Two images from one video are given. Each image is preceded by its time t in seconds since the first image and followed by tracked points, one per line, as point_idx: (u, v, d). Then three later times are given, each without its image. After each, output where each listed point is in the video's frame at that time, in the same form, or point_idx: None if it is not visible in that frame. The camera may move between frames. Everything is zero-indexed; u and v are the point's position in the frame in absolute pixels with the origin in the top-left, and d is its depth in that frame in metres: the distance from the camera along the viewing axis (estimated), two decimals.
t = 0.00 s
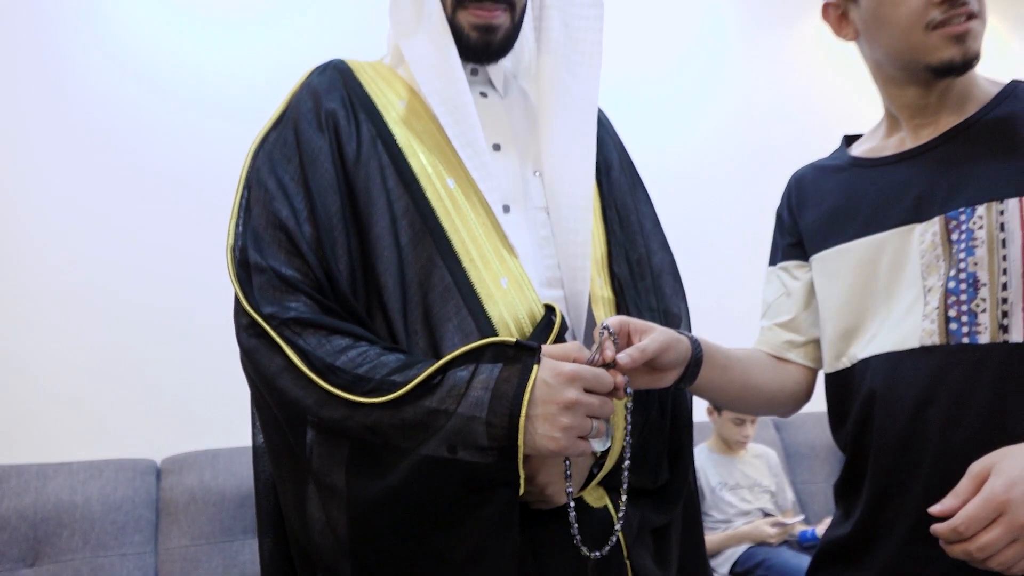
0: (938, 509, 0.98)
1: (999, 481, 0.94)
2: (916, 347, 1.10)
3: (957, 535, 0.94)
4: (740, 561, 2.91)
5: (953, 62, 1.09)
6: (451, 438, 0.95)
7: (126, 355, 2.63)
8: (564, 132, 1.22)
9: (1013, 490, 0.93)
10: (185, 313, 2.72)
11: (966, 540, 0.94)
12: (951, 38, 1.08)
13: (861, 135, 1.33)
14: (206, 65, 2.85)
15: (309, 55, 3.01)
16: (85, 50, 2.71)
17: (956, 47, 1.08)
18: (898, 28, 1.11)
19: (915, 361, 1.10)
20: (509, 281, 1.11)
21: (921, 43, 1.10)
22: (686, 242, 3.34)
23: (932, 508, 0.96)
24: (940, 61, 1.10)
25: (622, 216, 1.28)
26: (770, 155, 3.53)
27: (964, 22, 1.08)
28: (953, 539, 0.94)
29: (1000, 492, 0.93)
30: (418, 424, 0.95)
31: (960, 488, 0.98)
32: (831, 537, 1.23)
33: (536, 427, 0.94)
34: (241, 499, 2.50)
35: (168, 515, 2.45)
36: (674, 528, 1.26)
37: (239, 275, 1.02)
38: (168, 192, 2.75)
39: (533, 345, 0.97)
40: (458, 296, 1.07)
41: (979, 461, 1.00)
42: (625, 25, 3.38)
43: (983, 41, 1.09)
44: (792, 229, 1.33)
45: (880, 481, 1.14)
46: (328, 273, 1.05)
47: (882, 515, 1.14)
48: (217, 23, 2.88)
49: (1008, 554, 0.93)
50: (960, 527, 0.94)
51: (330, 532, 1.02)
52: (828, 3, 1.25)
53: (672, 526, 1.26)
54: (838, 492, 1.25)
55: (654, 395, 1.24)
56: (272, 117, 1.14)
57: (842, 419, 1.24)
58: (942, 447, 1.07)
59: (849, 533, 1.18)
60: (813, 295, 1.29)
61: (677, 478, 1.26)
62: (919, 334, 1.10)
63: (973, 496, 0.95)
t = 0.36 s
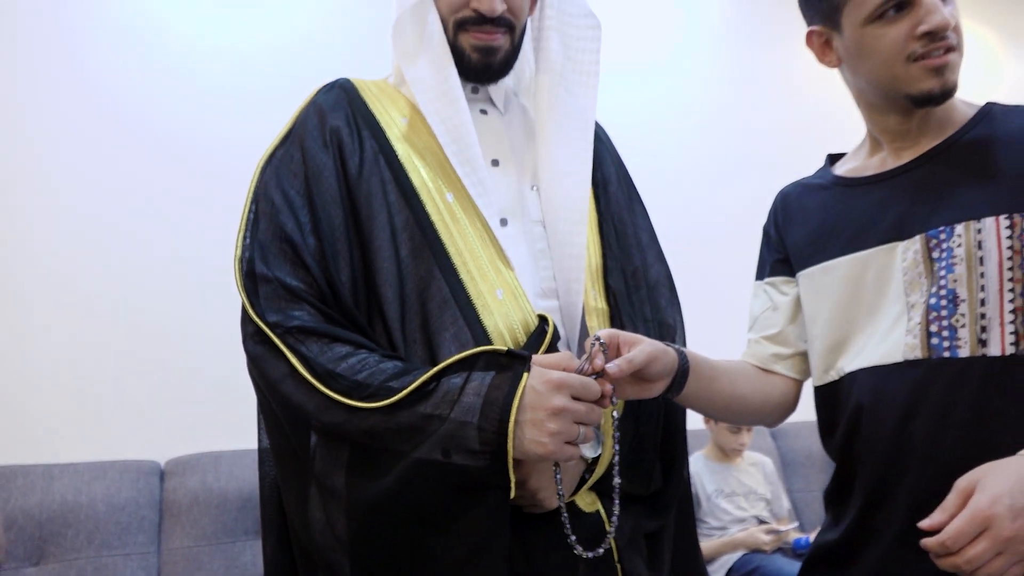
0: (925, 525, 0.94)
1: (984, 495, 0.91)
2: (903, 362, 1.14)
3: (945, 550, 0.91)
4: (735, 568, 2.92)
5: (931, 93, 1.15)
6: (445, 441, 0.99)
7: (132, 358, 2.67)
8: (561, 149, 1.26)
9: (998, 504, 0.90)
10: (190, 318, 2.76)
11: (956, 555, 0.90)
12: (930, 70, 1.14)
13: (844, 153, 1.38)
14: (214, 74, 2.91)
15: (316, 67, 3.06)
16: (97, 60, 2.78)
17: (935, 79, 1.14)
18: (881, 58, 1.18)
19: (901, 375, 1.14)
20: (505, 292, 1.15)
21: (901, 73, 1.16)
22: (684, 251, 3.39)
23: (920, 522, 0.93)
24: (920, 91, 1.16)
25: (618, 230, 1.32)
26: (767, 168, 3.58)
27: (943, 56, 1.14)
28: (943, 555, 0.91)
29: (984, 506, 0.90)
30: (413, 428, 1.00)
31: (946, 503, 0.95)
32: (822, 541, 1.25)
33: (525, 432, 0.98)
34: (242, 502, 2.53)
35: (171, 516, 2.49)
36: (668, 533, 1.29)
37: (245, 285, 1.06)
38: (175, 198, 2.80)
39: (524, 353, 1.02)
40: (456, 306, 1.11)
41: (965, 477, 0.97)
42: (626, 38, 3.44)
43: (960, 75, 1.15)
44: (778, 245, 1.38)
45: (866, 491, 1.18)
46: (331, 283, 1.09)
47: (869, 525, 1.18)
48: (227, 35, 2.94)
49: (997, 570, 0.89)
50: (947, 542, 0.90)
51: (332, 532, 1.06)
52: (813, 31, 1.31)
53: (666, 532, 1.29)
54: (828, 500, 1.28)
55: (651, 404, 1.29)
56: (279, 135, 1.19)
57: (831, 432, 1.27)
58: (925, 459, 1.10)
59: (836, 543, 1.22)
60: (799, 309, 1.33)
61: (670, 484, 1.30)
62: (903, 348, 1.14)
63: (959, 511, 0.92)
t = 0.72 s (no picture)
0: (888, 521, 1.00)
1: (942, 494, 0.97)
2: (873, 367, 1.19)
3: (905, 545, 0.96)
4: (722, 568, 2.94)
5: (903, 115, 1.23)
6: (435, 441, 1.03)
7: (130, 357, 2.71)
8: (549, 161, 1.31)
9: (954, 502, 0.95)
10: (188, 318, 2.80)
11: (915, 550, 0.95)
12: (902, 93, 1.23)
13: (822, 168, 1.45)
14: (214, 78, 2.95)
15: (315, 72, 3.11)
16: (99, 65, 2.82)
17: (906, 102, 1.23)
18: (858, 80, 1.26)
19: (871, 380, 1.19)
20: (494, 299, 1.20)
21: (876, 95, 1.25)
22: (676, 257, 3.44)
23: (883, 519, 0.98)
24: (891, 112, 1.24)
25: (606, 239, 1.37)
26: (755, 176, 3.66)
27: (915, 80, 1.22)
28: (903, 550, 0.96)
29: (942, 504, 0.95)
30: (405, 428, 1.04)
31: (907, 501, 1.00)
32: (796, 539, 1.30)
33: (510, 431, 1.03)
34: (237, 499, 2.57)
35: (167, 514, 2.52)
36: (652, 533, 1.33)
37: (245, 290, 1.11)
38: (174, 200, 2.84)
39: (511, 356, 1.07)
40: (446, 311, 1.16)
41: (925, 477, 1.02)
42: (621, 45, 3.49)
43: (930, 98, 1.24)
44: (757, 255, 1.43)
45: (837, 491, 1.23)
46: (326, 289, 1.14)
47: (841, 523, 1.23)
48: (228, 40, 2.99)
49: (953, 565, 0.95)
50: (906, 538, 0.95)
51: (326, 527, 1.11)
52: (796, 50, 1.39)
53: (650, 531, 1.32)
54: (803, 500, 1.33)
55: (636, 406, 1.35)
56: (278, 145, 1.24)
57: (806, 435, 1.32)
58: (894, 460, 1.16)
59: (809, 540, 1.27)
60: (777, 316, 1.38)
61: (654, 485, 1.34)
62: (874, 354, 1.20)
63: (919, 509, 0.98)
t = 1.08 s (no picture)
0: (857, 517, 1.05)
1: (907, 490, 1.02)
2: (848, 370, 1.24)
3: (871, 539, 1.02)
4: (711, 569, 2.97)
5: (881, 130, 1.28)
6: (430, 443, 1.07)
7: (127, 358, 2.73)
8: (539, 173, 1.35)
9: (917, 498, 1.00)
10: (184, 320, 2.83)
11: (879, 544, 1.01)
12: (881, 110, 1.28)
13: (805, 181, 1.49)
14: (212, 80, 2.98)
15: (311, 77, 3.14)
16: (97, 67, 2.84)
17: (885, 118, 1.28)
18: (840, 96, 1.31)
19: (846, 382, 1.24)
20: (486, 306, 1.24)
21: (856, 111, 1.29)
22: (667, 262, 3.48)
23: (852, 515, 1.04)
24: (871, 127, 1.29)
25: (593, 248, 1.41)
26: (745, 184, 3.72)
27: (894, 97, 1.27)
28: (870, 544, 1.02)
29: (905, 500, 1.01)
30: (401, 430, 1.08)
31: (875, 497, 1.06)
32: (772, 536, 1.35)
33: (503, 433, 1.06)
34: (233, 499, 2.60)
35: (163, 514, 2.55)
36: (634, 531, 1.37)
37: (245, 296, 1.15)
38: (172, 202, 2.87)
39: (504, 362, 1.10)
40: (440, 317, 1.20)
41: (893, 475, 1.07)
42: (616, 51, 3.52)
43: (908, 115, 1.29)
44: (740, 262, 1.47)
45: (812, 489, 1.27)
46: (324, 295, 1.18)
47: (815, 520, 1.28)
48: (226, 43, 3.01)
49: (916, 558, 1.00)
50: (872, 532, 1.01)
51: (323, 525, 1.15)
52: (781, 66, 1.43)
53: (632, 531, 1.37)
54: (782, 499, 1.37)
55: (622, 410, 1.39)
56: (277, 153, 1.28)
57: (785, 436, 1.37)
58: (866, 460, 1.21)
59: (784, 536, 1.31)
60: (759, 322, 1.42)
61: (637, 485, 1.38)
62: (850, 358, 1.24)
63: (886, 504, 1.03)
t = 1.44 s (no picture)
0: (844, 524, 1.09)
1: (892, 498, 1.05)
2: (832, 379, 1.27)
3: (857, 545, 1.05)
4: None
5: (864, 148, 1.32)
6: (429, 454, 1.10)
7: (125, 370, 2.75)
8: (531, 191, 1.39)
9: (902, 505, 1.04)
10: (182, 331, 2.84)
11: (865, 550, 1.04)
12: (864, 128, 1.31)
13: (792, 198, 1.53)
14: (212, 93, 3.00)
15: (311, 88, 3.16)
16: (96, 83, 2.86)
17: (868, 136, 1.32)
18: (824, 114, 1.35)
19: (830, 390, 1.27)
20: (481, 321, 1.27)
21: (839, 129, 1.33)
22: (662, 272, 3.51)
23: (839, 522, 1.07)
24: (854, 145, 1.33)
25: (585, 262, 1.45)
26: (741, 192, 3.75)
27: (875, 116, 1.31)
28: (855, 550, 1.05)
29: (890, 507, 1.04)
30: (400, 442, 1.11)
31: (861, 504, 1.09)
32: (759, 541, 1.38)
33: (500, 444, 1.09)
34: (232, 510, 2.62)
35: (162, 525, 2.56)
36: (626, 540, 1.40)
37: (246, 312, 1.18)
38: (169, 215, 2.89)
39: (500, 374, 1.13)
40: (436, 332, 1.23)
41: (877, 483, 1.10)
42: (609, 65, 3.56)
43: (890, 133, 1.33)
44: (729, 276, 1.51)
45: (797, 496, 1.31)
46: (323, 310, 1.21)
47: (799, 526, 1.31)
48: (223, 58, 3.04)
49: (901, 564, 1.03)
50: (858, 538, 1.04)
51: (323, 534, 1.18)
52: (768, 86, 1.47)
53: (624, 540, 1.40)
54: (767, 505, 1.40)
55: (612, 420, 1.42)
56: (276, 172, 1.31)
57: (771, 443, 1.41)
58: (850, 467, 1.24)
59: (770, 541, 1.34)
60: (747, 334, 1.46)
61: (628, 495, 1.42)
62: (834, 368, 1.28)
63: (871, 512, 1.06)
